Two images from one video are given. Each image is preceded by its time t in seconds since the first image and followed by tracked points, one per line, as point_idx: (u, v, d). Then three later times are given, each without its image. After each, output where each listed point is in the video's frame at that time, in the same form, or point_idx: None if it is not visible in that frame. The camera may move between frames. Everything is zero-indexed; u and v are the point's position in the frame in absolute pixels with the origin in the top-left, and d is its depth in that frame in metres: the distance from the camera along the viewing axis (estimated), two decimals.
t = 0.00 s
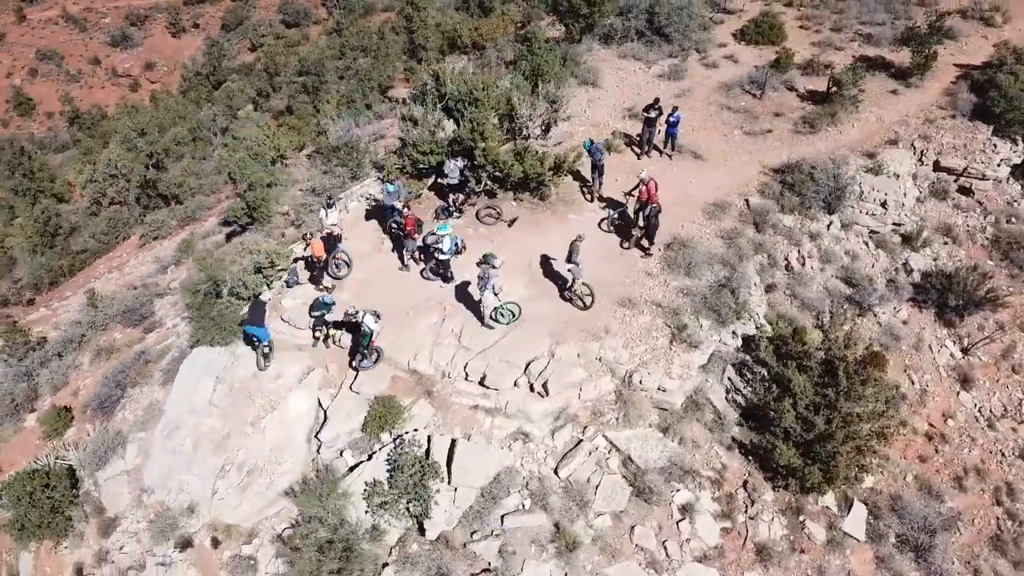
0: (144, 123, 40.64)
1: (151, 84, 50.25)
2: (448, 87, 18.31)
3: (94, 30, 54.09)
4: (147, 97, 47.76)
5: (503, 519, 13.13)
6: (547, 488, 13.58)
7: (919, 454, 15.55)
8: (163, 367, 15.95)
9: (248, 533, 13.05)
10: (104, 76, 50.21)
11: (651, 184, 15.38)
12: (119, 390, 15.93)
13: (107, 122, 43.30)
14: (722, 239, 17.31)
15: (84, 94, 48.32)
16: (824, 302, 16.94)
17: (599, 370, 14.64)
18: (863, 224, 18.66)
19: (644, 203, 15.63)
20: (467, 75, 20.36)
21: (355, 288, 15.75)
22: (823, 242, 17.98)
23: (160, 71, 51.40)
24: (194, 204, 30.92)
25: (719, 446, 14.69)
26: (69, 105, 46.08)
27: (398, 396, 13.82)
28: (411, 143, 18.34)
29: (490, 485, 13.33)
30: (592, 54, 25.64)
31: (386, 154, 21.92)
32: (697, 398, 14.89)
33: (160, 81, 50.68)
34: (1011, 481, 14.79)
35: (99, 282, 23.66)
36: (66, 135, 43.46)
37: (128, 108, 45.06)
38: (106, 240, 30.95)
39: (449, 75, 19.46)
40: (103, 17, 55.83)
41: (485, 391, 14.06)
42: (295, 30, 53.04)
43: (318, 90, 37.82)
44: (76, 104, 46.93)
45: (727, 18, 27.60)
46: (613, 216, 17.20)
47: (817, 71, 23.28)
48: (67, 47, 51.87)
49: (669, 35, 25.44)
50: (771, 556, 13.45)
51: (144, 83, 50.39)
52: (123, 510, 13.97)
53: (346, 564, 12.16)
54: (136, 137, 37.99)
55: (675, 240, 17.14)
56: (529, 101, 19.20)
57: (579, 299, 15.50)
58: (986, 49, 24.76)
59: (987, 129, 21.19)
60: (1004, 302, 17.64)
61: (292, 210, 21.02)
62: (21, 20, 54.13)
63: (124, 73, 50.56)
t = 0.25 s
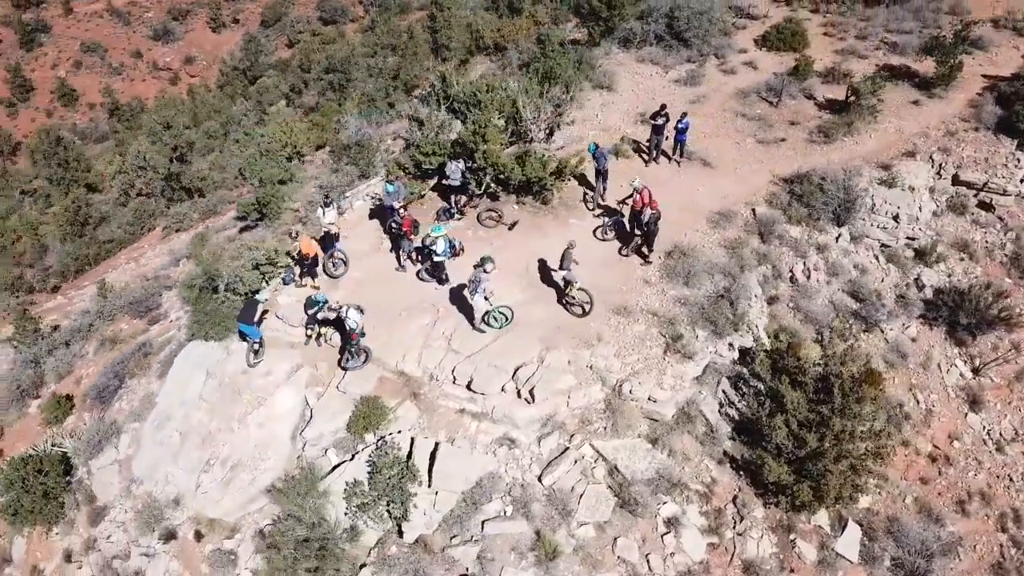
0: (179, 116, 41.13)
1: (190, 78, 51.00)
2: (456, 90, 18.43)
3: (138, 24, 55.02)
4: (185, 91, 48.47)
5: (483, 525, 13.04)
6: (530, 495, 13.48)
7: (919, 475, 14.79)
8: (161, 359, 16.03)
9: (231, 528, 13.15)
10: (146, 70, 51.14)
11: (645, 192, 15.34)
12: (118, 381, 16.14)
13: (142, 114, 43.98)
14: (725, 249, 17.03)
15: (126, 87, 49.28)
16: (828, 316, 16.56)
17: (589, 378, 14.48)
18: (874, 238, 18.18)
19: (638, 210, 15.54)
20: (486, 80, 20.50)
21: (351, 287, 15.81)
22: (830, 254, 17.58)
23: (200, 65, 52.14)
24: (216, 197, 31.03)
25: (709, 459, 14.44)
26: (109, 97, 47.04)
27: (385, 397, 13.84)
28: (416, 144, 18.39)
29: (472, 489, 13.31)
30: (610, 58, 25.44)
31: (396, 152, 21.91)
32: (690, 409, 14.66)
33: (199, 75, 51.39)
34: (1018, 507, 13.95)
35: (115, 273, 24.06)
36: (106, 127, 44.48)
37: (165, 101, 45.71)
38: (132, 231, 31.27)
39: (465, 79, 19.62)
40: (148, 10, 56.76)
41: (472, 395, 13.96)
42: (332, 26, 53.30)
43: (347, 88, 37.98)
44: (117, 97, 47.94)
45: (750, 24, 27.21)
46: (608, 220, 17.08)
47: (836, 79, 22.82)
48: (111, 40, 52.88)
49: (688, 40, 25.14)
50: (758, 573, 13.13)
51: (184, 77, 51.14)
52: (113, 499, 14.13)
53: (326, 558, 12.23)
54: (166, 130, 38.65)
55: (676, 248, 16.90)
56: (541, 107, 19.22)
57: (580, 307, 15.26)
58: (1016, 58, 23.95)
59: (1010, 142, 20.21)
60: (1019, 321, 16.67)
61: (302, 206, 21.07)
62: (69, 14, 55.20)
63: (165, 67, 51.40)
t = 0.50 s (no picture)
0: (216, 110, 41.55)
1: (233, 72, 51.54)
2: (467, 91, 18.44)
3: (184, 16, 55.67)
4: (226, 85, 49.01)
5: (465, 530, 12.98)
6: (515, 501, 13.39)
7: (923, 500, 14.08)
8: (163, 351, 16.21)
9: (217, 521, 13.24)
10: (190, 63, 51.83)
11: (642, 202, 15.29)
12: (122, 371, 16.39)
13: (180, 106, 44.42)
14: (731, 260, 16.73)
15: (170, 80, 50.01)
16: (834, 331, 16.17)
17: (581, 386, 14.32)
18: (888, 253, 17.61)
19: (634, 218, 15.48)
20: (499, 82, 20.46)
21: (350, 285, 15.85)
22: (841, 269, 17.13)
23: (243, 59, 52.67)
24: (242, 190, 31.14)
25: (702, 473, 14.09)
26: (152, 90, 47.90)
27: (374, 398, 13.87)
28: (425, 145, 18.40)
29: (455, 494, 13.28)
30: (632, 62, 25.22)
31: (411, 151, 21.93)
32: (684, 422, 14.42)
33: (241, 69, 51.91)
34: None
35: (136, 262, 24.41)
36: (149, 119, 45.30)
37: (205, 93, 46.17)
38: (162, 222, 31.48)
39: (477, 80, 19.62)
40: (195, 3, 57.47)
41: (462, 399, 13.96)
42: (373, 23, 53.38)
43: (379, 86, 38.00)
44: (161, 90, 48.69)
45: (778, 31, 26.74)
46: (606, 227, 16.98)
47: (860, 89, 22.32)
48: (158, 33, 53.51)
49: (711, 46, 24.82)
50: None
51: (227, 71, 51.72)
52: (106, 487, 14.30)
53: (305, 554, 12.28)
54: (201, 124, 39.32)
55: (680, 257, 16.68)
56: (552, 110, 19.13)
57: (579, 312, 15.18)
58: None
59: None
60: None
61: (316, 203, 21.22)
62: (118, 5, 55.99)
63: (208, 61, 52.00)
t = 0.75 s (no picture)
0: (259, 103, 41.87)
1: (279, 67, 51.88)
2: (483, 95, 18.49)
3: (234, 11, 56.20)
4: (270, 80, 49.51)
5: (450, 534, 12.92)
6: (502, 508, 13.30)
7: (930, 527, 13.59)
8: (170, 341, 16.45)
9: (207, 513, 13.40)
10: (238, 57, 52.40)
11: (642, 217, 14.96)
12: (130, 359, 16.66)
13: (221, 98, 44.92)
14: (740, 272, 16.41)
15: (217, 73, 50.60)
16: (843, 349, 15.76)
17: (577, 395, 14.15)
18: (907, 271, 16.88)
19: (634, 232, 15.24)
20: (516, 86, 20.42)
21: (353, 283, 15.90)
22: (856, 285, 16.57)
23: (289, 54, 52.84)
24: (271, 184, 31.19)
25: (695, 489, 13.84)
26: (200, 83, 48.67)
27: (368, 398, 13.88)
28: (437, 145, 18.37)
29: (443, 497, 13.20)
30: (659, 68, 24.96)
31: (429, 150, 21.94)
32: (681, 437, 14.20)
33: (287, 64, 52.21)
34: None
35: (161, 252, 24.79)
36: (195, 111, 45.99)
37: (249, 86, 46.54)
38: (195, 212, 31.72)
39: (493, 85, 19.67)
40: None
41: (455, 402, 13.85)
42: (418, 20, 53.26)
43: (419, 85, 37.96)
44: (208, 83, 49.33)
45: (811, 39, 26.21)
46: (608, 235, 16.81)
47: (890, 100, 21.74)
48: (209, 27, 54.20)
49: (739, 53, 24.43)
50: None
51: (273, 66, 52.11)
52: (106, 473, 14.55)
53: (286, 550, 12.37)
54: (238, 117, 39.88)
55: (686, 267, 16.40)
56: (566, 117, 19.09)
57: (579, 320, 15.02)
58: None
59: None
60: None
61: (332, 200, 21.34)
62: None
63: (256, 55, 52.53)
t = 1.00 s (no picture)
0: (301, 98, 41.92)
1: (325, 63, 51.93)
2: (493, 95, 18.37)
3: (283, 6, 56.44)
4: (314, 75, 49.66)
5: (433, 538, 12.86)
6: (489, 514, 13.21)
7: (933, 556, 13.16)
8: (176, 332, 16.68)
9: (198, 505, 13.54)
10: (285, 52, 52.67)
11: (642, 228, 14.86)
12: (139, 348, 16.96)
13: (260, 92, 45.53)
14: (748, 285, 16.09)
15: (264, 68, 51.00)
16: (851, 368, 15.33)
17: (571, 404, 14.01)
18: (924, 290, 16.36)
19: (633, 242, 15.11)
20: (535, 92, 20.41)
21: (357, 283, 15.94)
22: (869, 303, 16.13)
23: (335, 51, 52.79)
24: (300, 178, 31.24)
25: (688, 505, 13.57)
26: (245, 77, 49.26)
27: (361, 397, 13.90)
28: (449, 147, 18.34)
29: (429, 501, 13.15)
30: (686, 74, 24.60)
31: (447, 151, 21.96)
32: (675, 451, 13.91)
33: (333, 61, 52.21)
34: None
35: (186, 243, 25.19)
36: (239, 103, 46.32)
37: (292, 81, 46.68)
38: (228, 206, 31.96)
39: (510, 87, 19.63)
40: None
41: (447, 406, 13.80)
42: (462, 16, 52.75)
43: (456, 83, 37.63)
44: (254, 79, 49.73)
45: (845, 49, 25.59)
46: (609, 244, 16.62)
47: (919, 113, 21.11)
48: (258, 22, 54.38)
49: (767, 61, 23.97)
50: None
51: (319, 62, 52.23)
52: (106, 460, 14.81)
53: (267, 545, 12.46)
54: (277, 110, 40.22)
55: (692, 279, 16.13)
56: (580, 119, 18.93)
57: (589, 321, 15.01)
58: None
59: None
60: None
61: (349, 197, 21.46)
62: None
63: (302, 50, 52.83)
